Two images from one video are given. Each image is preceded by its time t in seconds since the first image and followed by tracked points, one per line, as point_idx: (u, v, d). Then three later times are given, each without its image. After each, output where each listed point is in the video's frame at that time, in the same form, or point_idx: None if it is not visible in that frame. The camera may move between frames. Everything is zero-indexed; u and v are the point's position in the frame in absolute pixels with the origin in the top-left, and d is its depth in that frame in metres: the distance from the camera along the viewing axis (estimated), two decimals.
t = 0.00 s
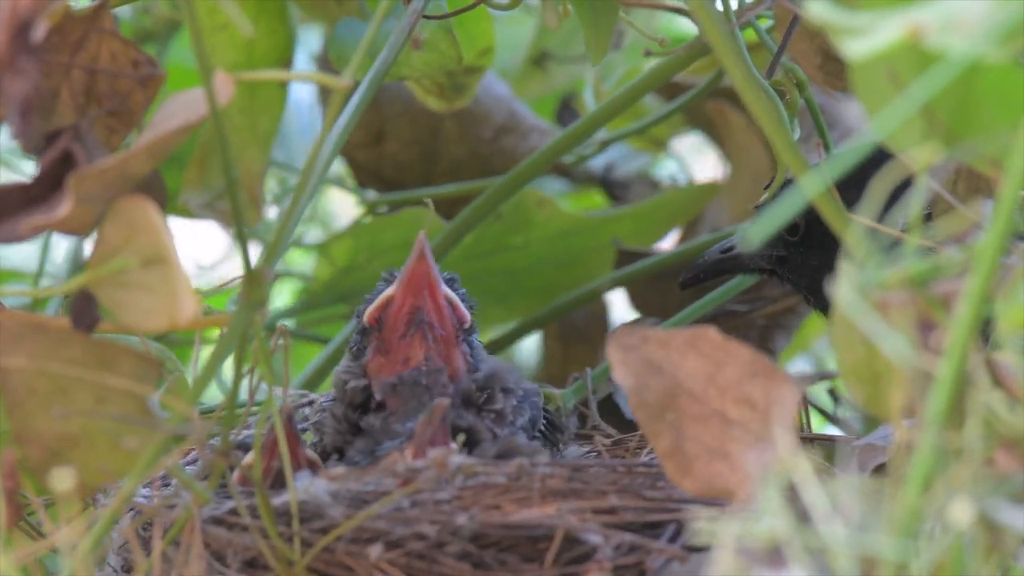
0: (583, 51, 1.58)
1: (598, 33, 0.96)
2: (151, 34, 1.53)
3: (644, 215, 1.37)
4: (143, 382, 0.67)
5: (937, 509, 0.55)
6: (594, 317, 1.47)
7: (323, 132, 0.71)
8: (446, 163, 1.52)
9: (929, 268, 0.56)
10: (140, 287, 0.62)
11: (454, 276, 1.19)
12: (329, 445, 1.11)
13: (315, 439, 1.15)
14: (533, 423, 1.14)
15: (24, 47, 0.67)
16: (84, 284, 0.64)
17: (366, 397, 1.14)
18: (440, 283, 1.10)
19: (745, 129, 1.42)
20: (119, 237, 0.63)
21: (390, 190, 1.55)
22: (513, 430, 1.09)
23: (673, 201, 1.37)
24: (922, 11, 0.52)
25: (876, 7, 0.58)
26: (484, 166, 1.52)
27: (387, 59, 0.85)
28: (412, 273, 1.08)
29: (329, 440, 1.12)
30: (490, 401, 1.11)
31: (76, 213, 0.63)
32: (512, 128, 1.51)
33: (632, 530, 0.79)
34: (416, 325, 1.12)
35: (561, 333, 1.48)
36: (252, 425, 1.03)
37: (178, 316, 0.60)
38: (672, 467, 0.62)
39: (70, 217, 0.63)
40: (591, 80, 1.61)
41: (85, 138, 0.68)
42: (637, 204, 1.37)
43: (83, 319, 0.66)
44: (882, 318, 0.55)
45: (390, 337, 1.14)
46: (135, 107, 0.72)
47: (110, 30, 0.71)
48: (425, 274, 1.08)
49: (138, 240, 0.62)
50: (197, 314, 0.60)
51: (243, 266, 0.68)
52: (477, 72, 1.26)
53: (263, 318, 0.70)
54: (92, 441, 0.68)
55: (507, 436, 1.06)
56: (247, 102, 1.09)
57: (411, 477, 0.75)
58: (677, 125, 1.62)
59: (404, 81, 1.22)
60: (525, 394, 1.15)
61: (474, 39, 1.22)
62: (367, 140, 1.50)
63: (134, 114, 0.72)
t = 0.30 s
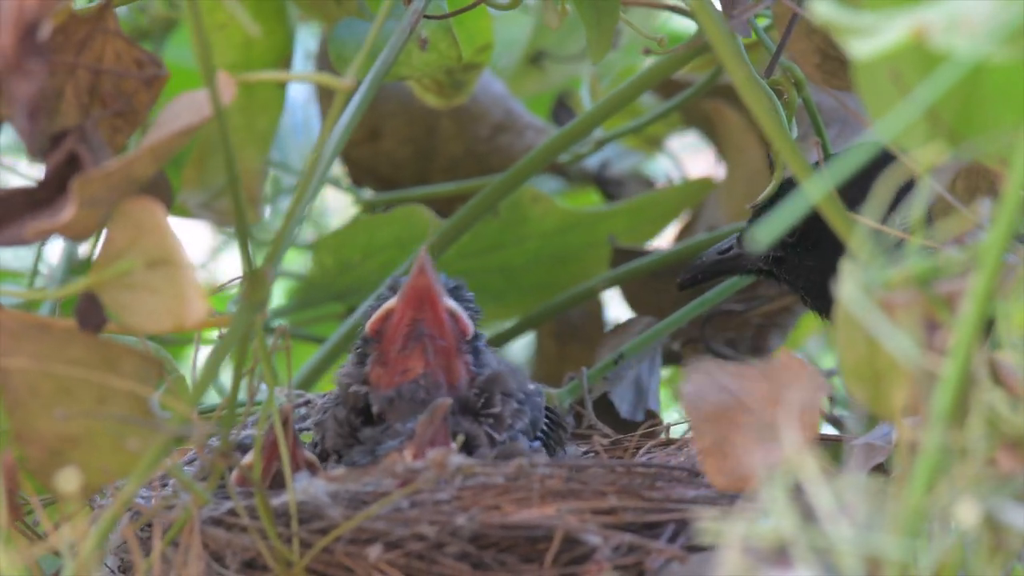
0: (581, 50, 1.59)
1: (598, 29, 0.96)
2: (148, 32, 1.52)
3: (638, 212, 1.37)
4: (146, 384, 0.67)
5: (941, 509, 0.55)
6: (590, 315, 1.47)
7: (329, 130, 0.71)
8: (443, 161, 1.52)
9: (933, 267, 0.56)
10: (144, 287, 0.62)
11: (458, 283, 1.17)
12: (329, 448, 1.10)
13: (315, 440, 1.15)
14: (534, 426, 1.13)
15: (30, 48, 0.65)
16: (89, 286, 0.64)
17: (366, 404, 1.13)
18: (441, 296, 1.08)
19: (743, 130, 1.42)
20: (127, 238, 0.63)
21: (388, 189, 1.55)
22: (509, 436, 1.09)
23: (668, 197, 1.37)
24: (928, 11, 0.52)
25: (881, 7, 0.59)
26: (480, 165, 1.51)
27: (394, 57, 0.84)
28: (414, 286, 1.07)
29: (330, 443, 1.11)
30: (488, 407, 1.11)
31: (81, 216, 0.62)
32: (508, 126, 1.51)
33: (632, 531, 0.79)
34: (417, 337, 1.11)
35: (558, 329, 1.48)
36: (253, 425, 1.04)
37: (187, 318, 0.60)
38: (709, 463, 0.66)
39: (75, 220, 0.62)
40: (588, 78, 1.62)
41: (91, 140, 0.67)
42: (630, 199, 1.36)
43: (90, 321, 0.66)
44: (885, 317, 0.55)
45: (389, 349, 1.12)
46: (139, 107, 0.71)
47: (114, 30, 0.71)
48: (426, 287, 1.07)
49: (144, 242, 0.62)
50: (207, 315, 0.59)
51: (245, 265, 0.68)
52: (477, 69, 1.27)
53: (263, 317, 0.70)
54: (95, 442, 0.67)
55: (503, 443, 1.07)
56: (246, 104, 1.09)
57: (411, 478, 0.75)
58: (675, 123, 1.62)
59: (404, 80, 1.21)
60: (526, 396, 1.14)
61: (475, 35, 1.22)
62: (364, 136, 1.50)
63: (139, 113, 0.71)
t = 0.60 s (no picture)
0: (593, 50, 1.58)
1: (605, 29, 0.96)
2: (161, 31, 1.53)
3: (653, 210, 1.37)
4: (150, 380, 0.67)
5: (941, 509, 0.55)
6: (606, 315, 1.47)
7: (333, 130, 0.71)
8: (457, 159, 1.52)
9: (931, 265, 0.55)
10: (147, 284, 0.63)
11: (459, 279, 1.16)
12: (328, 448, 1.11)
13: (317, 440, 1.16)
14: (527, 403, 1.15)
15: (29, 43, 0.66)
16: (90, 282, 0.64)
17: (363, 398, 1.13)
18: (443, 293, 1.08)
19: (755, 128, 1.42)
20: (128, 233, 0.63)
21: (400, 188, 1.54)
22: (509, 420, 1.11)
23: (683, 194, 1.38)
24: (927, 11, 0.52)
25: (879, 7, 0.59)
26: (494, 163, 1.52)
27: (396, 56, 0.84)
28: (415, 281, 1.06)
29: (329, 443, 1.11)
30: (484, 394, 1.12)
31: (81, 213, 0.63)
32: (523, 125, 1.51)
33: (636, 528, 0.79)
34: (416, 330, 1.11)
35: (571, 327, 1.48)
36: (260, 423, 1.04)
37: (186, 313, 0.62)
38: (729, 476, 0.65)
39: (76, 216, 0.63)
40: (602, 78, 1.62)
41: (92, 136, 0.68)
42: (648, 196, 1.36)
43: (93, 317, 0.67)
44: (883, 316, 0.55)
45: (388, 340, 1.12)
46: (142, 104, 0.72)
47: (117, 27, 0.71)
48: (429, 283, 1.06)
49: (146, 237, 0.62)
50: (204, 310, 0.61)
51: (248, 262, 0.68)
52: (488, 67, 1.27)
53: (267, 315, 0.70)
54: (98, 439, 0.68)
55: (501, 430, 1.09)
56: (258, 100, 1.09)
57: (415, 475, 0.77)
58: (689, 120, 1.62)
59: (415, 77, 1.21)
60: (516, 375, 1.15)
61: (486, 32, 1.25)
62: (379, 135, 1.49)
63: (141, 110, 0.72)
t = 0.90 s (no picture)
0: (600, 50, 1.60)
1: (609, 29, 0.96)
2: (171, 32, 1.54)
3: (662, 213, 1.37)
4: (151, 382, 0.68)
5: (940, 509, 0.55)
6: (613, 317, 1.48)
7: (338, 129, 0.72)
8: (465, 160, 1.52)
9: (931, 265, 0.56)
10: (149, 285, 0.63)
11: (461, 281, 1.16)
12: (336, 451, 1.09)
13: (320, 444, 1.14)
14: (537, 408, 1.13)
15: (30, 44, 0.66)
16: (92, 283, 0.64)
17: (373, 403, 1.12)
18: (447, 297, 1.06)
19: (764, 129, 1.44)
20: (130, 235, 0.63)
21: (408, 188, 1.54)
22: (520, 428, 1.08)
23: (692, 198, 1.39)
24: (927, 9, 0.52)
25: (878, 5, 0.58)
26: (501, 164, 1.52)
27: (398, 58, 0.85)
28: (419, 286, 1.03)
29: (336, 447, 1.10)
30: (493, 401, 1.10)
31: (81, 212, 0.63)
32: (529, 127, 1.51)
33: (639, 529, 0.80)
34: (422, 335, 1.10)
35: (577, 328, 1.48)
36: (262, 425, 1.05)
37: (190, 313, 0.61)
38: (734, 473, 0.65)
39: (77, 216, 0.63)
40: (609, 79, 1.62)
41: (94, 137, 0.69)
42: (656, 201, 1.37)
43: (95, 318, 0.67)
44: (884, 316, 0.55)
45: (395, 347, 1.11)
46: (145, 104, 0.72)
47: (120, 28, 0.71)
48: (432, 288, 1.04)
49: (148, 237, 0.62)
50: (209, 310, 0.61)
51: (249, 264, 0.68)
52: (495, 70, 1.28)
53: (270, 315, 0.70)
54: (100, 439, 0.67)
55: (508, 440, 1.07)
56: (264, 101, 1.10)
57: (417, 476, 0.76)
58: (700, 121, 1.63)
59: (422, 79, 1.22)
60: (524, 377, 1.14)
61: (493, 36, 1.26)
62: (385, 135, 1.49)
63: (144, 110, 0.72)
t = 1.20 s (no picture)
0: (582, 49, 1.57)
1: (602, 30, 0.96)
2: (148, 33, 1.52)
3: (639, 207, 1.38)
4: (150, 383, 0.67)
5: (945, 510, 0.56)
6: (594, 314, 1.46)
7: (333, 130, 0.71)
8: (444, 159, 1.51)
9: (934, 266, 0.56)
10: (151, 288, 0.62)
11: (455, 281, 1.13)
12: (326, 449, 1.09)
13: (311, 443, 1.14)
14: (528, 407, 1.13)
15: (35, 47, 0.65)
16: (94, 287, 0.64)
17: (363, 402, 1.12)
18: (436, 297, 1.04)
19: (744, 128, 1.44)
20: (131, 237, 0.63)
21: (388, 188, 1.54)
22: (510, 427, 1.09)
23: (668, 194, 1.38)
24: (930, 8, 0.53)
25: (882, 5, 0.58)
26: (481, 164, 1.51)
27: (391, 61, 0.84)
28: (408, 286, 1.02)
29: (326, 445, 1.10)
30: (483, 399, 1.10)
31: (82, 213, 0.62)
32: (509, 126, 1.50)
33: (635, 530, 0.79)
34: (411, 336, 1.09)
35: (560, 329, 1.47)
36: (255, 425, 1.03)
37: (191, 314, 0.60)
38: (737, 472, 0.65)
39: (76, 219, 0.62)
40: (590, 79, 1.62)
41: (95, 140, 0.68)
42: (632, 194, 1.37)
43: (91, 320, 0.67)
44: (887, 317, 0.55)
45: (383, 346, 1.10)
46: (144, 107, 0.72)
47: (117, 31, 0.71)
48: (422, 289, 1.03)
49: (149, 239, 0.62)
50: (211, 311, 0.60)
51: (248, 264, 0.68)
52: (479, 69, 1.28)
53: (268, 317, 0.70)
54: (100, 442, 0.67)
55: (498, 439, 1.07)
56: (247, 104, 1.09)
57: (414, 476, 0.76)
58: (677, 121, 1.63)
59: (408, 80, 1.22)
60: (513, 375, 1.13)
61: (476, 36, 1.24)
62: (365, 136, 1.50)
63: (142, 113, 0.71)
